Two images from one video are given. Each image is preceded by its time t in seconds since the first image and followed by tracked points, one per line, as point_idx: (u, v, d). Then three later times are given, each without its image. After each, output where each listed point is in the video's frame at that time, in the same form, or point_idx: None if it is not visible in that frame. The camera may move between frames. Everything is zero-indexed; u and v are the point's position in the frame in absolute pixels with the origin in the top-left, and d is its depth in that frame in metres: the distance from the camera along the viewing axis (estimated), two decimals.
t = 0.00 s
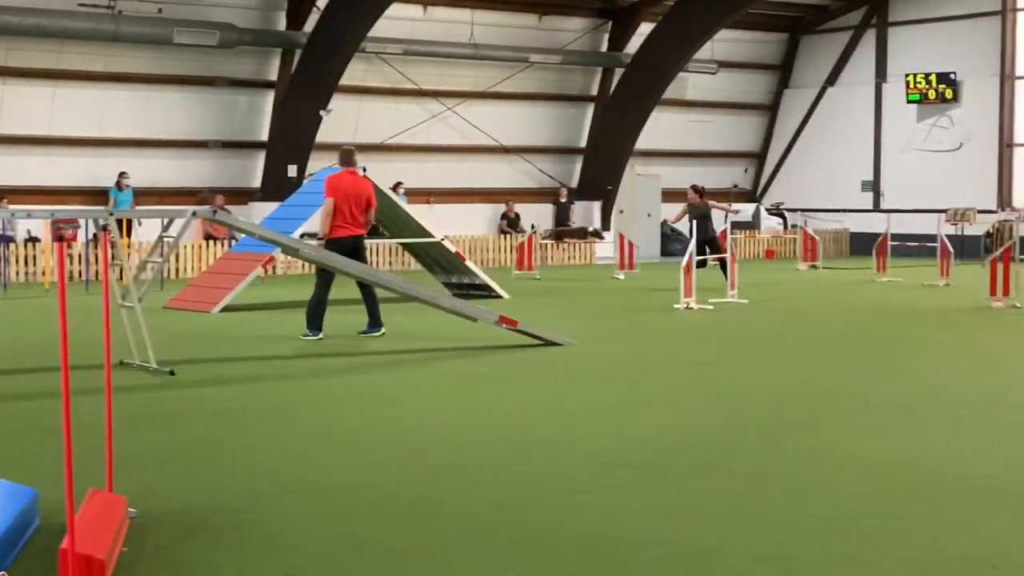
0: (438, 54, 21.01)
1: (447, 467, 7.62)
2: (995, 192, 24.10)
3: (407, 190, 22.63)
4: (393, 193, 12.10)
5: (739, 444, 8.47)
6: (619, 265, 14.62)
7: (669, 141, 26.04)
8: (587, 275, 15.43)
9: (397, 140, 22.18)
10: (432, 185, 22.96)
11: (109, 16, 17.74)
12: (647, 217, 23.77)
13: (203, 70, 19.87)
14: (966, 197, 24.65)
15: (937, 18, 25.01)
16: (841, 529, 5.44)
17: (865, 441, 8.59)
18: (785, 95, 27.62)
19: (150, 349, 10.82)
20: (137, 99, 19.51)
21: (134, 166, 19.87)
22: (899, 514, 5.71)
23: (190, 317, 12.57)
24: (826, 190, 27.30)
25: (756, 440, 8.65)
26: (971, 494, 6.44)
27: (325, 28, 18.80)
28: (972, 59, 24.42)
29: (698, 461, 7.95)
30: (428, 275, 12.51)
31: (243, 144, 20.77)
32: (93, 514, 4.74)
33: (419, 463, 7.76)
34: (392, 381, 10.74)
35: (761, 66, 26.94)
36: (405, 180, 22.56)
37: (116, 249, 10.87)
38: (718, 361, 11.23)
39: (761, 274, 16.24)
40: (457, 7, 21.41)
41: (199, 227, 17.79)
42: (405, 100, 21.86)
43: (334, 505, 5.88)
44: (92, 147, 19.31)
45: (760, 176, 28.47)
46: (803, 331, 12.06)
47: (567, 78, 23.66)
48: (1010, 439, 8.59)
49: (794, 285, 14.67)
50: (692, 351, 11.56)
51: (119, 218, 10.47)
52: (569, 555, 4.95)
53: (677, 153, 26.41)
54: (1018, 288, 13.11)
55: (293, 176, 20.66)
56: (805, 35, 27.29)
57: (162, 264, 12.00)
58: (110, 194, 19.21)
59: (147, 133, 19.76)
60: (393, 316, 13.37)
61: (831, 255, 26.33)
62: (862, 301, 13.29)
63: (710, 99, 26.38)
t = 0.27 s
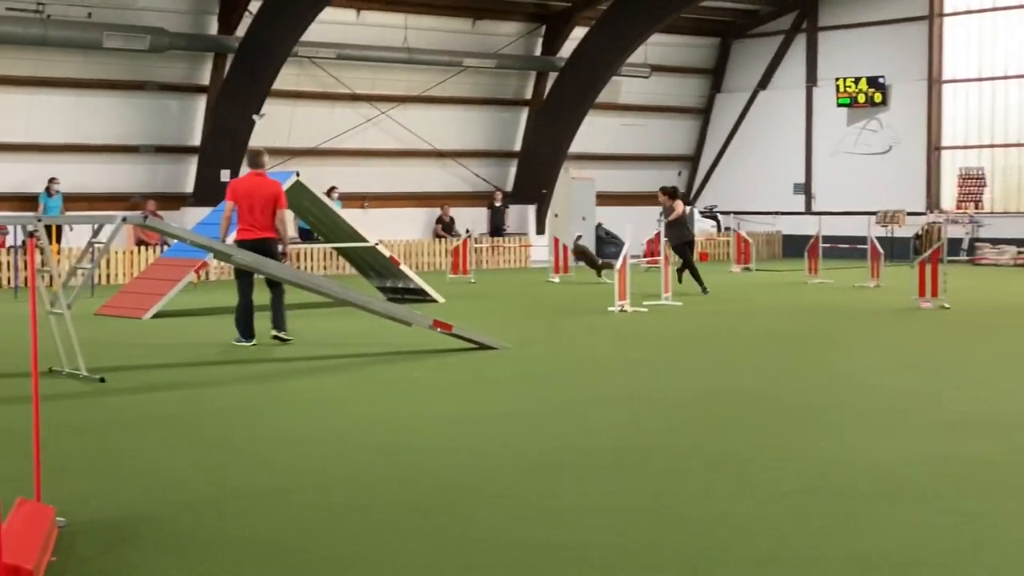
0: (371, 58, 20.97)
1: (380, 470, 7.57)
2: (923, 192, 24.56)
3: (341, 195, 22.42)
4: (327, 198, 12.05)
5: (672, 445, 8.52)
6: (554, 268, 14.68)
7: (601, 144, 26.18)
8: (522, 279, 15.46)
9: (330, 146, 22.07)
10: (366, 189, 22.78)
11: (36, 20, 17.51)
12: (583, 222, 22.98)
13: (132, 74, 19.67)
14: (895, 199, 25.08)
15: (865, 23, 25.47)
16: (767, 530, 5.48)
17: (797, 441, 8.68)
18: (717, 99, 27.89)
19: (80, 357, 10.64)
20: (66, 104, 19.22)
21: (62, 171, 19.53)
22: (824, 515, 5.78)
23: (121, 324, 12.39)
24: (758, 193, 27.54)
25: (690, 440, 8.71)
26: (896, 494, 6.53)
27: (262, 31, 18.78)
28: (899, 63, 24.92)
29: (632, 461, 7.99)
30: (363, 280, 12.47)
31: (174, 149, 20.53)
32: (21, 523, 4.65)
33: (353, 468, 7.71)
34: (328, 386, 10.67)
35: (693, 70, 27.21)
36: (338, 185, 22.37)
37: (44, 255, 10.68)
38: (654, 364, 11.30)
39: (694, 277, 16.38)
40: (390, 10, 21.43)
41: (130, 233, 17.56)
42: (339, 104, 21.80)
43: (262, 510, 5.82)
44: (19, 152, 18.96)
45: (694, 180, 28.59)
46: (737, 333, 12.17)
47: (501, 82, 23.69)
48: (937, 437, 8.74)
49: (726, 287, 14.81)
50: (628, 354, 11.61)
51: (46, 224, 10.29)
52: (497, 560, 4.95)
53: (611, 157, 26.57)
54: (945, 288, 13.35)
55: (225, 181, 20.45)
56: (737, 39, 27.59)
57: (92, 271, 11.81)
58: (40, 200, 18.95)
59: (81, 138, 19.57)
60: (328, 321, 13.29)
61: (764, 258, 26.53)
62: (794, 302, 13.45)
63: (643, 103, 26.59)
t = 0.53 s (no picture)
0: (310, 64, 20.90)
1: (316, 475, 7.53)
2: (860, 197, 24.73)
3: (279, 202, 22.17)
4: (266, 205, 11.97)
5: (609, 451, 8.54)
6: (495, 274, 14.68)
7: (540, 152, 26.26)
8: (464, 285, 15.44)
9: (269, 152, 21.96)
10: (304, 196, 22.53)
11: None
12: (522, 226, 24.37)
13: (67, 80, 19.47)
14: (832, 204, 25.25)
15: (801, 29, 25.62)
16: (691, 539, 5.52)
17: (732, 445, 8.73)
18: (657, 105, 28.09)
19: (13, 367, 10.46)
20: None
21: None
22: (749, 523, 5.82)
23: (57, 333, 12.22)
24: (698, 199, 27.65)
25: (629, 445, 8.74)
26: (825, 497, 6.60)
27: (199, 37, 18.59)
28: (835, 69, 25.10)
29: (571, 466, 8.01)
30: (303, 287, 12.41)
31: (110, 155, 20.32)
32: None
33: (291, 476, 7.65)
34: (268, 395, 10.60)
35: (633, 76, 27.39)
36: (277, 191, 22.16)
37: None
38: (596, 369, 11.32)
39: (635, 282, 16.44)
40: (328, 17, 21.41)
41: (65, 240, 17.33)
42: (278, 110, 21.73)
43: (188, 524, 5.77)
44: None
45: (634, 186, 28.76)
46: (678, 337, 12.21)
47: (441, 88, 23.76)
48: (873, 440, 8.84)
49: (667, 291, 14.88)
50: (570, 359, 11.62)
51: None
52: (425, 571, 4.94)
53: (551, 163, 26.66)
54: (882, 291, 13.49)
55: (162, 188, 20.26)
56: (675, 46, 27.80)
57: (26, 279, 11.63)
58: None
59: (21, 144, 19.33)
60: (268, 329, 13.19)
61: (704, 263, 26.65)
62: (734, 307, 13.52)
63: (583, 109, 26.72)
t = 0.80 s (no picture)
0: (258, 71, 20.79)
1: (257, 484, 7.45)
2: (808, 204, 24.96)
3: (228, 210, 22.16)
4: (214, 213, 11.88)
5: (556, 457, 8.52)
6: (445, 281, 14.66)
7: (490, 159, 26.37)
8: (414, 293, 15.40)
9: (218, 159, 21.84)
10: (254, 203, 22.55)
11: None
12: (472, 234, 23.89)
13: (12, 87, 19.26)
14: (780, 210, 25.45)
15: (749, 37, 25.81)
16: (631, 549, 5.51)
17: (678, 451, 8.74)
18: (606, 112, 28.20)
19: None
20: None
21: None
22: (690, 532, 5.82)
23: None
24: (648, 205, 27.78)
25: (576, 451, 8.75)
26: (765, 503, 6.63)
27: (144, 44, 18.44)
28: (783, 77, 25.30)
29: (515, 473, 8.00)
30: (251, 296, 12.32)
31: (56, 163, 20.13)
32: None
33: (234, 483, 7.59)
34: (216, 403, 10.50)
35: (582, 83, 27.48)
36: (225, 199, 22.11)
37: None
38: (546, 375, 11.32)
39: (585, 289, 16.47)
40: (276, 24, 21.32)
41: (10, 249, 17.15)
42: (226, 117, 21.61)
43: (123, 540, 5.68)
44: None
45: (584, 192, 28.84)
46: (628, 344, 12.23)
47: (389, 96, 23.72)
48: (818, 444, 8.90)
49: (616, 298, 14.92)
50: (520, 366, 11.60)
51: None
52: None
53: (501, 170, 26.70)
54: (829, 296, 13.59)
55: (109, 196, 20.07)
56: (624, 53, 27.91)
57: None
58: None
59: None
60: (215, 337, 13.09)
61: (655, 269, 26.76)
62: (683, 313, 13.57)
63: (533, 116, 26.79)
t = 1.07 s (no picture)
0: (215, 78, 20.76)
1: (208, 491, 7.39)
2: (766, 211, 25.11)
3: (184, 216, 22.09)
4: (171, 220, 11.81)
5: (511, 464, 8.50)
6: (404, 288, 14.64)
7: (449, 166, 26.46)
8: (372, 299, 15.36)
9: (176, 165, 21.76)
10: (211, 209, 22.55)
11: None
12: (432, 240, 23.79)
13: None
14: (739, 216, 25.59)
15: (705, 45, 25.95)
16: (580, 557, 5.50)
17: (634, 456, 8.75)
18: (565, 118, 28.31)
19: None
20: None
21: None
22: (640, 539, 5.82)
23: None
24: (607, 211, 27.88)
25: (532, 457, 8.74)
26: (718, 507, 6.65)
27: (102, 50, 18.36)
28: (740, 84, 25.43)
29: (470, 479, 7.98)
30: (209, 302, 12.25)
31: (11, 171, 20.01)
32: None
33: (184, 489, 7.52)
34: (173, 411, 10.42)
35: (541, 89, 27.57)
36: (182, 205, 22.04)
37: None
38: (505, 381, 11.31)
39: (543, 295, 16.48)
40: (234, 30, 21.26)
41: None
42: (184, 124, 21.53)
43: (68, 555, 5.61)
44: None
45: (543, 199, 28.93)
46: (587, 350, 12.24)
47: (350, 102, 23.69)
48: (773, 448, 8.93)
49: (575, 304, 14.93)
50: (478, 372, 11.59)
51: None
52: None
53: (460, 176, 26.75)
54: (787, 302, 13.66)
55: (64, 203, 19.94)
56: (583, 59, 28.03)
57: None
58: None
59: None
60: (172, 344, 12.99)
61: (614, 276, 26.82)
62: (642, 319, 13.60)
63: (491, 122, 26.87)
